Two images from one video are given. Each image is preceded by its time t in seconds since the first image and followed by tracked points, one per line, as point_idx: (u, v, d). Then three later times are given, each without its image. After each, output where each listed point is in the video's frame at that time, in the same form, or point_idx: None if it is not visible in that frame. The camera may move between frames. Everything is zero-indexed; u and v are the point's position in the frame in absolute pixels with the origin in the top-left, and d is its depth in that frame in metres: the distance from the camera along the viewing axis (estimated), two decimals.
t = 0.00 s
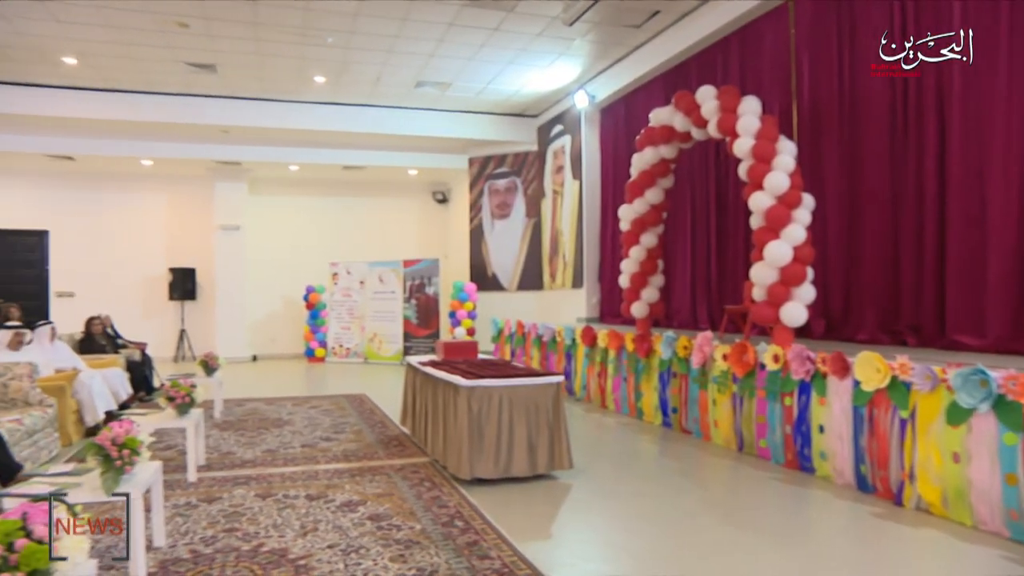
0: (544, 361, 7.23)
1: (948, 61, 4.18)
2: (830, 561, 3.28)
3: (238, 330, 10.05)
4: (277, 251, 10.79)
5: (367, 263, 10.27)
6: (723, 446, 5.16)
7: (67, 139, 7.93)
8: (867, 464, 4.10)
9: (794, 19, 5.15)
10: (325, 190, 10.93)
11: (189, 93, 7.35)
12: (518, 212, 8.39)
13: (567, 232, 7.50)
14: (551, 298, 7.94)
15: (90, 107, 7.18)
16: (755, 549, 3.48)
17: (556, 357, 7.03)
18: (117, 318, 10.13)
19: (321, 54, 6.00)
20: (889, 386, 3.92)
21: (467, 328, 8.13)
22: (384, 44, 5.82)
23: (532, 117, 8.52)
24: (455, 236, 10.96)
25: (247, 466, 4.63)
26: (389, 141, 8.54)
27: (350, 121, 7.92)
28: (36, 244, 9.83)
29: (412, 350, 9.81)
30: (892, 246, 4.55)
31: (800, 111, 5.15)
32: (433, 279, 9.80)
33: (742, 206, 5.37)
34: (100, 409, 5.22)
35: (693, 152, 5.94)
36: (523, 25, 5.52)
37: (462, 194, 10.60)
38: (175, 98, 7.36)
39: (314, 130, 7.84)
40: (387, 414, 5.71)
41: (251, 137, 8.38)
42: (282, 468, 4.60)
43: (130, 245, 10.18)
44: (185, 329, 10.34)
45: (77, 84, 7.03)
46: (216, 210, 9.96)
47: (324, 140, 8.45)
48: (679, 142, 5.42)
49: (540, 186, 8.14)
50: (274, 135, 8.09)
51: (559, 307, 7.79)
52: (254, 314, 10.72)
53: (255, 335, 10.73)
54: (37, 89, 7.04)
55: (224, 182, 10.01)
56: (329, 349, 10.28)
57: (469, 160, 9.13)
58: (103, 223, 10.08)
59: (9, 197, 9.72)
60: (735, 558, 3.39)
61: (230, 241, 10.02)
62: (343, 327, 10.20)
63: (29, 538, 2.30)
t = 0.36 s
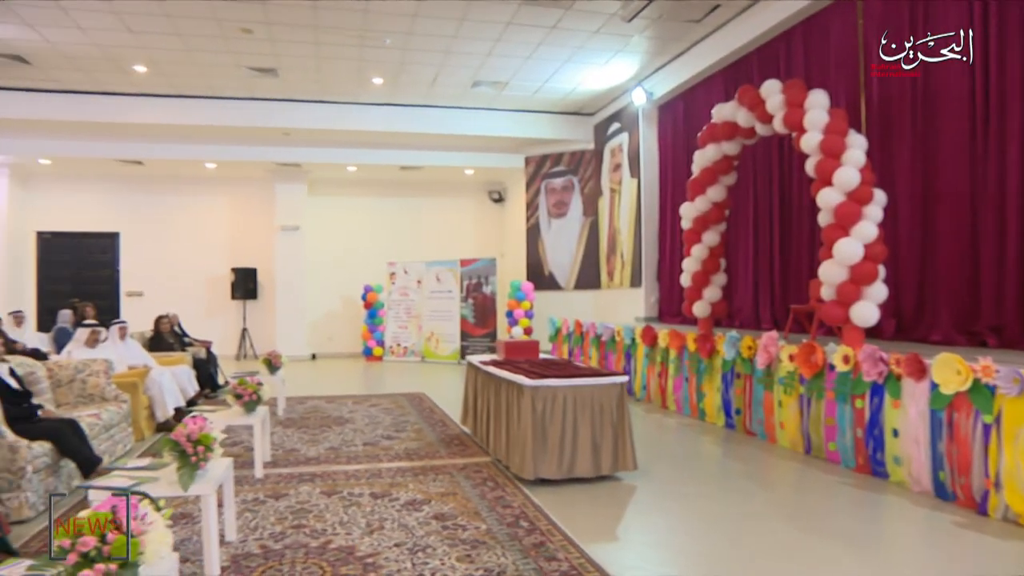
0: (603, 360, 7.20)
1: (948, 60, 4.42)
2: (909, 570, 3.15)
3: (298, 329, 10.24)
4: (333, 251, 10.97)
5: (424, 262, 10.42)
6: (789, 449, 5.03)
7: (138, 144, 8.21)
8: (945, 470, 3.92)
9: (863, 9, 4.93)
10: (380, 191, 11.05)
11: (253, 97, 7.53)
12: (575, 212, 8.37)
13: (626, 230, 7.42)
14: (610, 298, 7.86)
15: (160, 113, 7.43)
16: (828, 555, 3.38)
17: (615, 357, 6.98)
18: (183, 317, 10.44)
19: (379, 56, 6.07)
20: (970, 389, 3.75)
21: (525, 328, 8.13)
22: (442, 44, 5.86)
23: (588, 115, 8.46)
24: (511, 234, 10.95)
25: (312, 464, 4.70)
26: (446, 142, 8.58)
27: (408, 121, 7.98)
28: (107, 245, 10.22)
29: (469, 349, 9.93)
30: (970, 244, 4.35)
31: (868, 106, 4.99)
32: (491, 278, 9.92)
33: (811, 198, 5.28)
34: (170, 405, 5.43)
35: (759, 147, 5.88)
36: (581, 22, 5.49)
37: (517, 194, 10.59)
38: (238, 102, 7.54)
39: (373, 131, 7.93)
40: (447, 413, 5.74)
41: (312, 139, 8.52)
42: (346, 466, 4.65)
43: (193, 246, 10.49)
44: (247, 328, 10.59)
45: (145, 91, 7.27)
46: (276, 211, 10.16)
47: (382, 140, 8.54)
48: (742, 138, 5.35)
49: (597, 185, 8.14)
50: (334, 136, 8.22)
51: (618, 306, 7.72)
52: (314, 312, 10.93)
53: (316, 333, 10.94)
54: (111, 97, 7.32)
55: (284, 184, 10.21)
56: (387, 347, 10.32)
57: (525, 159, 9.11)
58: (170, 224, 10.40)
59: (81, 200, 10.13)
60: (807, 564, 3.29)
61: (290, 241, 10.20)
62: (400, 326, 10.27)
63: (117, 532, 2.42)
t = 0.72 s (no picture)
0: (655, 359, 7.13)
1: (949, 59, 4.64)
2: None
3: (348, 327, 10.37)
4: (381, 250, 11.09)
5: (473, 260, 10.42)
6: (850, 451, 4.89)
7: (196, 146, 8.43)
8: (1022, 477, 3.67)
9: None
10: (427, 191, 11.12)
11: (307, 99, 7.64)
12: (625, 210, 8.31)
13: (677, 228, 7.31)
14: (661, 296, 7.77)
15: (218, 116, 7.61)
16: (896, 563, 3.26)
17: (667, 355, 6.93)
18: (237, 315, 10.68)
19: (430, 55, 6.10)
20: None
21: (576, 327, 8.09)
22: (491, 43, 5.87)
23: (638, 112, 8.37)
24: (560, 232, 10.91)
25: (366, 461, 4.74)
26: (496, 140, 8.59)
27: (459, 120, 8.00)
28: (165, 245, 10.51)
29: (518, 347, 9.91)
30: None
31: (934, 100, 4.81)
32: (540, 276, 9.85)
33: (870, 195, 5.13)
34: (227, 402, 5.52)
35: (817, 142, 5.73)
36: (633, 17, 5.43)
37: (566, 192, 10.53)
38: (290, 105, 7.67)
39: (424, 131, 7.98)
40: (499, 412, 5.76)
41: (363, 140, 8.61)
42: (400, 464, 4.69)
43: (245, 246, 10.70)
44: (299, 326, 10.78)
45: (201, 95, 7.45)
46: (328, 211, 10.31)
47: (432, 140, 8.58)
48: (800, 132, 5.24)
49: (647, 183, 8.07)
50: (386, 136, 8.29)
51: (669, 304, 7.62)
52: (366, 309, 11.09)
53: (366, 332, 11.09)
54: (170, 101, 7.53)
55: (336, 184, 10.36)
56: (436, 346, 10.48)
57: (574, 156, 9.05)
58: (224, 225, 10.63)
59: (140, 202, 10.45)
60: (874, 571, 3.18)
61: (340, 241, 10.34)
62: (450, 325, 10.39)
63: (191, 527, 2.46)
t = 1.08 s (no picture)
0: (700, 357, 7.09)
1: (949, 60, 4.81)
2: None
3: (390, 325, 10.48)
4: (422, 248, 11.17)
5: (517, 259, 10.46)
6: (906, 454, 4.73)
7: (244, 147, 8.58)
8: None
9: None
10: (467, 189, 11.16)
11: (353, 98, 7.71)
12: (668, 207, 8.24)
13: (722, 225, 7.19)
14: (706, 293, 7.66)
15: (266, 117, 7.73)
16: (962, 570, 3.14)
17: (712, 354, 6.86)
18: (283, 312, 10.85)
19: (473, 53, 6.11)
20: None
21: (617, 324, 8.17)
22: (535, 40, 5.85)
23: (682, 107, 8.27)
24: (603, 229, 10.85)
25: (414, 458, 4.77)
26: (540, 138, 8.56)
27: (503, 118, 8.00)
28: (212, 244, 10.73)
29: (561, 346, 9.84)
30: None
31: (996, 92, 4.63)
32: (584, 274, 9.75)
33: (926, 190, 4.97)
34: (275, 396, 5.62)
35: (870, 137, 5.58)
36: (680, 12, 5.36)
37: (608, 189, 10.46)
38: (334, 105, 7.75)
39: (468, 129, 7.99)
40: (544, 410, 5.78)
41: (406, 138, 8.66)
42: (448, 461, 4.70)
43: (288, 245, 10.86)
44: (344, 324, 10.92)
45: (247, 96, 7.57)
46: (372, 209, 10.41)
47: (476, 137, 8.59)
48: (852, 126, 5.09)
49: (692, 179, 7.97)
50: (429, 135, 8.33)
51: (714, 302, 7.52)
52: (410, 307, 11.21)
53: (409, 329, 11.19)
54: (218, 102, 7.66)
55: (379, 183, 10.45)
56: (480, 343, 10.55)
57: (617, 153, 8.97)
58: (270, 223, 10.81)
59: (188, 202, 10.68)
60: None
61: (384, 239, 10.44)
62: (493, 322, 10.44)
63: (253, 522, 2.48)
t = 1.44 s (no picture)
0: (743, 355, 7.01)
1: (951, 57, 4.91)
2: None
3: (428, 322, 10.54)
4: (459, 245, 11.21)
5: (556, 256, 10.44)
6: (959, 456, 4.56)
7: (286, 146, 8.70)
8: None
9: None
10: (504, 186, 11.16)
11: (393, 96, 7.75)
12: (709, 202, 8.11)
13: (765, 222, 7.07)
14: (748, 290, 7.55)
15: (307, 116, 7.82)
16: None
17: (755, 351, 6.79)
18: (324, 309, 10.98)
19: (512, 50, 6.10)
20: None
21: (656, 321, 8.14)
22: (576, 35, 5.83)
23: (723, 102, 8.16)
24: (643, 226, 10.76)
25: (457, 455, 4.79)
26: (580, 134, 8.52)
27: (543, 114, 7.97)
28: (254, 242, 10.91)
29: (601, 343, 9.78)
30: None
31: None
32: (623, 271, 9.67)
33: (980, 184, 4.83)
34: (318, 395, 5.70)
35: (920, 130, 5.44)
36: (723, 6, 5.28)
37: (648, 185, 10.36)
38: (375, 103, 7.80)
39: (508, 126, 7.98)
40: (586, 409, 5.79)
41: (446, 136, 8.69)
42: (491, 458, 4.72)
43: (327, 243, 10.98)
44: (383, 321, 11.02)
45: (288, 96, 7.66)
46: (411, 207, 10.48)
47: (516, 134, 8.58)
48: (902, 119, 4.96)
49: (733, 174, 7.85)
50: (469, 132, 8.35)
51: (756, 300, 7.41)
52: (450, 305, 11.27)
53: (449, 326, 11.25)
54: (260, 103, 7.78)
55: (417, 181, 10.51)
56: (518, 341, 10.56)
57: (657, 149, 8.90)
58: (310, 222, 10.94)
59: (229, 202, 10.88)
60: None
61: (424, 236, 10.50)
62: (532, 320, 10.43)
63: (307, 519, 2.50)
